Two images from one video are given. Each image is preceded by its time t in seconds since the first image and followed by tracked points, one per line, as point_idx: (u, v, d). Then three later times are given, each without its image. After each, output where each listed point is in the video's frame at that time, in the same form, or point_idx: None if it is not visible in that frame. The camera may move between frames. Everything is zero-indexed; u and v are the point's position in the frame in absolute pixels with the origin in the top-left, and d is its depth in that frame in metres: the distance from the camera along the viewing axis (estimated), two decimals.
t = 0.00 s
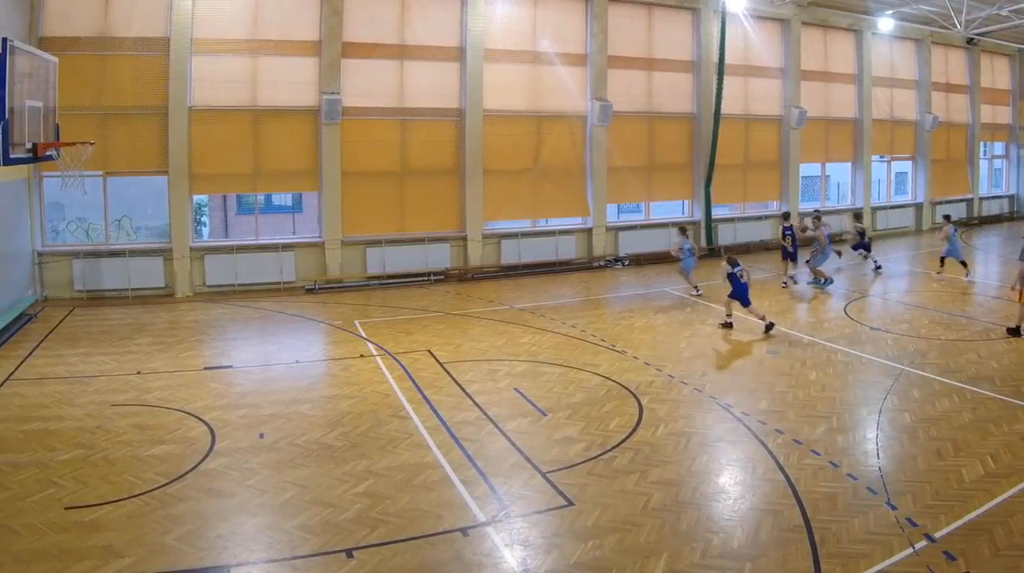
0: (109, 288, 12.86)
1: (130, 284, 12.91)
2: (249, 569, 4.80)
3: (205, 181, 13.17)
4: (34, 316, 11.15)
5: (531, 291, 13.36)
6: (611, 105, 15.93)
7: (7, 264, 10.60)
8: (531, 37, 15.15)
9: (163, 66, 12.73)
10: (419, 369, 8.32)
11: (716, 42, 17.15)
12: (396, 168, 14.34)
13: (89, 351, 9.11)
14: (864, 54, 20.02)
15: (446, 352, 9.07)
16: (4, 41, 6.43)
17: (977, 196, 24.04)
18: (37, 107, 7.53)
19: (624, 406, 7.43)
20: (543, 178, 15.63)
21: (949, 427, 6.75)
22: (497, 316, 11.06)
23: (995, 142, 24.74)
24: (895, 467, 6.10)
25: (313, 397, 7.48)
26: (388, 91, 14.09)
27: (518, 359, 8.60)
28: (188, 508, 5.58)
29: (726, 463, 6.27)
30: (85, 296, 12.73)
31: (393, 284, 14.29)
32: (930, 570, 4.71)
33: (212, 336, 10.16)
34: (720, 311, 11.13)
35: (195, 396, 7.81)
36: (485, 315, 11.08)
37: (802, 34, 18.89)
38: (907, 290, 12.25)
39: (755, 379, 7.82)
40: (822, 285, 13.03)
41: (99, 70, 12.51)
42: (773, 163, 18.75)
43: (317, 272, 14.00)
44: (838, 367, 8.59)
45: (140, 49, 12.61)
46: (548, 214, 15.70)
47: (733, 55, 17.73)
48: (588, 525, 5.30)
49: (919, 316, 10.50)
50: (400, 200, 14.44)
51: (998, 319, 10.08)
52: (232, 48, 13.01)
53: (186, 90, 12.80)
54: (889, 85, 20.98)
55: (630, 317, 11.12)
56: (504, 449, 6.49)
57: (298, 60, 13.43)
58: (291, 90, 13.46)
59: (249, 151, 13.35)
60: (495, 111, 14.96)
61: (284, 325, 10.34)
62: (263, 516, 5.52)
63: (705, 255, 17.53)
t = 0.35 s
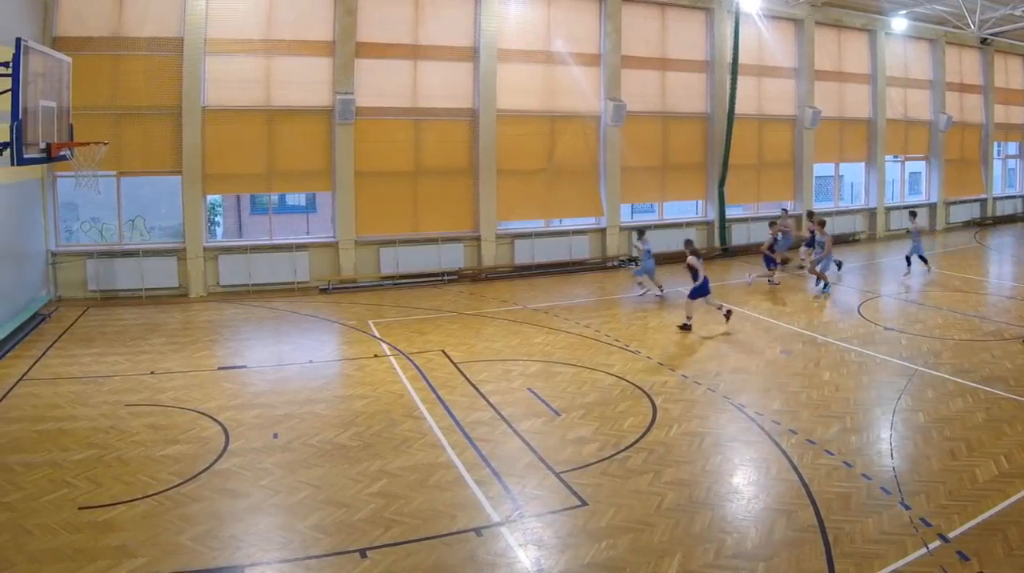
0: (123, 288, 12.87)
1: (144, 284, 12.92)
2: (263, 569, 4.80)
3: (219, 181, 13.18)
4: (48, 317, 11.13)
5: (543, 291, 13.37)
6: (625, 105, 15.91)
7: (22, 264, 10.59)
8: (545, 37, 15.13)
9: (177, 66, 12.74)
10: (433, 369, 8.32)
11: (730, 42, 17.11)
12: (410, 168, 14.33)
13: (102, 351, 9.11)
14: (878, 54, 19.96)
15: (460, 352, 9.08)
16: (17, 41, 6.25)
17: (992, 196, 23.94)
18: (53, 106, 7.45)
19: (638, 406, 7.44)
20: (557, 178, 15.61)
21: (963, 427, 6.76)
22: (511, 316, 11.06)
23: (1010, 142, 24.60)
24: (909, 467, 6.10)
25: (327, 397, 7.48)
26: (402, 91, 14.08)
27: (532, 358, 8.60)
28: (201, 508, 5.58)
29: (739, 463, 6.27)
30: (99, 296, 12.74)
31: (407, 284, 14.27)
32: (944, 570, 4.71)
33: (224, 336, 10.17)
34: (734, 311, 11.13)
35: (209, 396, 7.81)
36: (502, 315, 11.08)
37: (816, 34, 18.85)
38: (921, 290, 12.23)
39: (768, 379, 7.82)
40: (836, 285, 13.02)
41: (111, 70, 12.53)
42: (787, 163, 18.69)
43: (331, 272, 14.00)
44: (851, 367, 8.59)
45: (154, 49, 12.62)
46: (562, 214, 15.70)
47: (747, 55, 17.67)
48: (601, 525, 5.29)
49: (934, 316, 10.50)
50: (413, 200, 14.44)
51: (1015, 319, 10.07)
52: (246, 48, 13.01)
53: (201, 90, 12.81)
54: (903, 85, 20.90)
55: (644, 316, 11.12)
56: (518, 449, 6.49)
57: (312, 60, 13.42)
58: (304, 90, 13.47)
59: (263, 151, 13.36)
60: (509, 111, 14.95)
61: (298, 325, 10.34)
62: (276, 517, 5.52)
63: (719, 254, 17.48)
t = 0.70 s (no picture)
0: (137, 288, 12.89)
1: (157, 284, 12.93)
2: (277, 569, 4.80)
3: (233, 181, 13.20)
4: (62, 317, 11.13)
5: (555, 291, 13.38)
6: (639, 105, 15.89)
7: (36, 264, 10.59)
8: (558, 37, 15.10)
9: (191, 66, 12.75)
10: (447, 369, 8.31)
11: (744, 42, 17.05)
12: (424, 168, 14.33)
13: (116, 351, 9.12)
14: (891, 54, 19.89)
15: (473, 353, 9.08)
16: (31, 40, 6.26)
17: (1005, 196, 23.84)
18: (67, 106, 7.44)
19: (652, 406, 7.44)
20: (571, 178, 15.59)
21: (977, 427, 6.75)
22: (525, 316, 11.06)
23: None
24: (922, 467, 6.10)
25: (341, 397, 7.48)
26: (415, 91, 14.07)
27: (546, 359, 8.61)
28: (215, 509, 5.58)
29: (753, 463, 6.27)
30: (112, 296, 12.76)
31: (421, 285, 14.27)
32: (958, 570, 4.72)
33: (236, 336, 10.17)
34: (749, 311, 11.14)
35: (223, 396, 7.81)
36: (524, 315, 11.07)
37: (830, 34, 18.80)
38: (934, 290, 12.22)
39: (782, 379, 7.82)
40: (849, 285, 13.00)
41: (121, 69, 12.52)
42: (800, 163, 18.63)
43: (345, 272, 14.00)
44: (864, 367, 8.59)
45: (168, 49, 12.62)
46: (576, 214, 15.68)
47: (760, 55, 17.61)
48: (615, 525, 5.29)
49: (948, 316, 10.50)
50: (427, 200, 14.44)
51: None
52: (259, 48, 13.02)
53: (214, 91, 12.82)
54: (916, 85, 20.81)
55: (658, 316, 11.12)
56: (532, 449, 6.49)
57: (325, 60, 13.42)
58: (318, 90, 13.46)
59: (276, 151, 13.36)
60: (523, 111, 14.93)
61: (311, 325, 10.34)
62: (290, 516, 5.52)
63: (733, 255, 17.43)
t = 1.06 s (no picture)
0: (151, 288, 12.90)
1: (171, 285, 12.94)
2: (291, 569, 4.80)
3: (247, 181, 13.21)
4: (75, 317, 11.13)
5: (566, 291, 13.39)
6: (652, 105, 15.86)
7: (50, 264, 10.59)
8: (572, 37, 15.07)
9: (205, 66, 12.76)
10: (461, 369, 8.31)
11: (758, 42, 16.99)
12: (437, 167, 14.32)
13: (129, 351, 9.12)
14: (906, 54, 19.81)
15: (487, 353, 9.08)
16: (45, 41, 6.25)
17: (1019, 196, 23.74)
18: (81, 106, 7.42)
19: (665, 406, 7.44)
20: (584, 178, 15.56)
21: (991, 426, 6.75)
22: (538, 316, 11.07)
23: None
24: (936, 467, 6.10)
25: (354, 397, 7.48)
26: (429, 91, 14.06)
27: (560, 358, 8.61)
28: (228, 509, 5.58)
29: (767, 462, 6.27)
30: (126, 296, 12.77)
31: (435, 285, 14.26)
32: (972, 570, 4.72)
33: (247, 336, 10.18)
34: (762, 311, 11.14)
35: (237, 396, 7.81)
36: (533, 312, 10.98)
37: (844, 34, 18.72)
38: (948, 290, 12.19)
39: (795, 379, 7.82)
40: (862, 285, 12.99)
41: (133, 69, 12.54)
42: (814, 163, 18.58)
43: (359, 272, 13.99)
44: (877, 366, 8.59)
45: (182, 49, 12.62)
46: (590, 214, 15.67)
47: (774, 55, 17.54)
48: (629, 525, 5.30)
49: (962, 316, 10.49)
50: (441, 200, 14.43)
51: None
52: (273, 48, 13.01)
53: (228, 91, 12.83)
54: (931, 85, 20.72)
55: (671, 316, 11.12)
56: (546, 449, 6.49)
57: (338, 60, 13.41)
58: (332, 90, 13.46)
59: (289, 151, 13.36)
60: (537, 111, 14.91)
61: (325, 325, 10.35)
62: (304, 516, 5.52)
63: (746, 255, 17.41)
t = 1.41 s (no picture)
0: (165, 288, 12.92)
1: (185, 284, 12.95)
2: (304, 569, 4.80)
3: (260, 181, 13.22)
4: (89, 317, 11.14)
5: (579, 290, 13.41)
6: (666, 105, 15.84)
7: (64, 264, 10.61)
8: (586, 37, 15.06)
9: (219, 66, 12.77)
10: (474, 369, 8.31)
11: (771, 42, 16.96)
12: (451, 167, 14.31)
13: (143, 351, 9.13)
14: (919, 54, 19.74)
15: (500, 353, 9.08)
16: (59, 41, 6.23)
17: None
18: (95, 106, 7.43)
19: (679, 406, 7.44)
20: (598, 178, 15.55)
21: (1005, 426, 6.75)
22: (552, 316, 11.07)
23: None
24: (950, 467, 6.10)
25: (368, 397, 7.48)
26: (443, 91, 14.06)
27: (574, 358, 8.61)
28: (242, 509, 5.58)
29: (781, 463, 6.26)
30: (140, 296, 12.79)
31: (448, 285, 14.25)
32: (986, 570, 4.72)
33: (259, 336, 10.18)
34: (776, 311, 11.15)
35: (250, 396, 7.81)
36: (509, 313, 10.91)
37: (858, 34, 18.68)
38: (963, 290, 12.18)
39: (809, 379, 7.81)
40: (875, 285, 12.96)
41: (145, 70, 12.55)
42: (827, 163, 18.54)
43: (373, 272, 13.99)
44: (890, 366, 8.59)
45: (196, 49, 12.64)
46: (604, 214, 15.65)
47: (788, 55, 17.52)
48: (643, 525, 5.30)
49: (976, 316, 10.49)
50: (455, 200, 14.43)
51: None
52: (287, 48, 13.02)
53: (242, 91, 12.84)
54: (945, 85, 20.65)
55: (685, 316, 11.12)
56: (560, 450, 6.49)
57: (352, 60, 13.41)
58: (346, 90, 13.46)
59: (302, 151, 13.36)
60: (550, 111, 14.90)
61: (338, 325, 10.35)
62: (318, 516, 5.51)
63: (759, 255, 17.37)
